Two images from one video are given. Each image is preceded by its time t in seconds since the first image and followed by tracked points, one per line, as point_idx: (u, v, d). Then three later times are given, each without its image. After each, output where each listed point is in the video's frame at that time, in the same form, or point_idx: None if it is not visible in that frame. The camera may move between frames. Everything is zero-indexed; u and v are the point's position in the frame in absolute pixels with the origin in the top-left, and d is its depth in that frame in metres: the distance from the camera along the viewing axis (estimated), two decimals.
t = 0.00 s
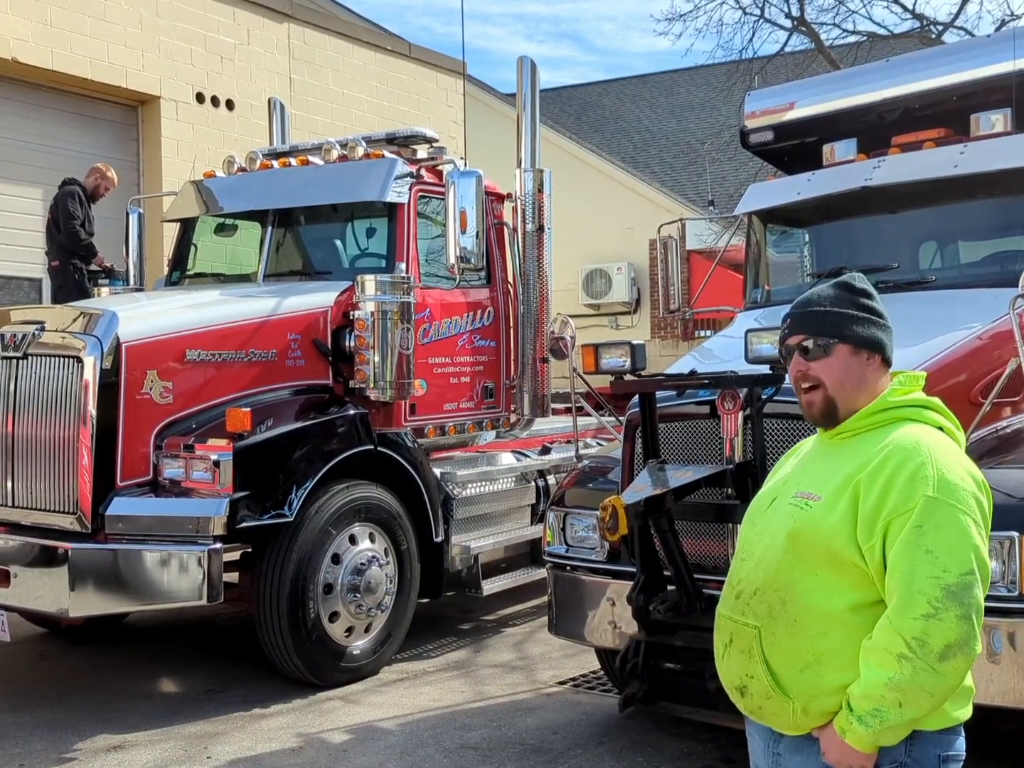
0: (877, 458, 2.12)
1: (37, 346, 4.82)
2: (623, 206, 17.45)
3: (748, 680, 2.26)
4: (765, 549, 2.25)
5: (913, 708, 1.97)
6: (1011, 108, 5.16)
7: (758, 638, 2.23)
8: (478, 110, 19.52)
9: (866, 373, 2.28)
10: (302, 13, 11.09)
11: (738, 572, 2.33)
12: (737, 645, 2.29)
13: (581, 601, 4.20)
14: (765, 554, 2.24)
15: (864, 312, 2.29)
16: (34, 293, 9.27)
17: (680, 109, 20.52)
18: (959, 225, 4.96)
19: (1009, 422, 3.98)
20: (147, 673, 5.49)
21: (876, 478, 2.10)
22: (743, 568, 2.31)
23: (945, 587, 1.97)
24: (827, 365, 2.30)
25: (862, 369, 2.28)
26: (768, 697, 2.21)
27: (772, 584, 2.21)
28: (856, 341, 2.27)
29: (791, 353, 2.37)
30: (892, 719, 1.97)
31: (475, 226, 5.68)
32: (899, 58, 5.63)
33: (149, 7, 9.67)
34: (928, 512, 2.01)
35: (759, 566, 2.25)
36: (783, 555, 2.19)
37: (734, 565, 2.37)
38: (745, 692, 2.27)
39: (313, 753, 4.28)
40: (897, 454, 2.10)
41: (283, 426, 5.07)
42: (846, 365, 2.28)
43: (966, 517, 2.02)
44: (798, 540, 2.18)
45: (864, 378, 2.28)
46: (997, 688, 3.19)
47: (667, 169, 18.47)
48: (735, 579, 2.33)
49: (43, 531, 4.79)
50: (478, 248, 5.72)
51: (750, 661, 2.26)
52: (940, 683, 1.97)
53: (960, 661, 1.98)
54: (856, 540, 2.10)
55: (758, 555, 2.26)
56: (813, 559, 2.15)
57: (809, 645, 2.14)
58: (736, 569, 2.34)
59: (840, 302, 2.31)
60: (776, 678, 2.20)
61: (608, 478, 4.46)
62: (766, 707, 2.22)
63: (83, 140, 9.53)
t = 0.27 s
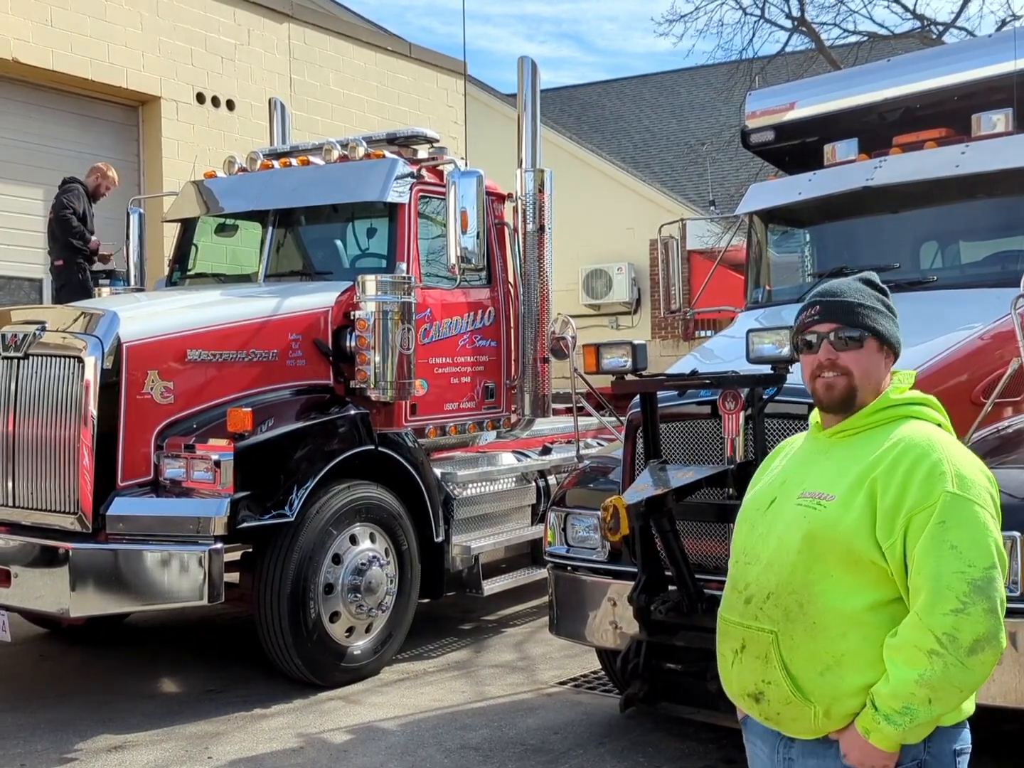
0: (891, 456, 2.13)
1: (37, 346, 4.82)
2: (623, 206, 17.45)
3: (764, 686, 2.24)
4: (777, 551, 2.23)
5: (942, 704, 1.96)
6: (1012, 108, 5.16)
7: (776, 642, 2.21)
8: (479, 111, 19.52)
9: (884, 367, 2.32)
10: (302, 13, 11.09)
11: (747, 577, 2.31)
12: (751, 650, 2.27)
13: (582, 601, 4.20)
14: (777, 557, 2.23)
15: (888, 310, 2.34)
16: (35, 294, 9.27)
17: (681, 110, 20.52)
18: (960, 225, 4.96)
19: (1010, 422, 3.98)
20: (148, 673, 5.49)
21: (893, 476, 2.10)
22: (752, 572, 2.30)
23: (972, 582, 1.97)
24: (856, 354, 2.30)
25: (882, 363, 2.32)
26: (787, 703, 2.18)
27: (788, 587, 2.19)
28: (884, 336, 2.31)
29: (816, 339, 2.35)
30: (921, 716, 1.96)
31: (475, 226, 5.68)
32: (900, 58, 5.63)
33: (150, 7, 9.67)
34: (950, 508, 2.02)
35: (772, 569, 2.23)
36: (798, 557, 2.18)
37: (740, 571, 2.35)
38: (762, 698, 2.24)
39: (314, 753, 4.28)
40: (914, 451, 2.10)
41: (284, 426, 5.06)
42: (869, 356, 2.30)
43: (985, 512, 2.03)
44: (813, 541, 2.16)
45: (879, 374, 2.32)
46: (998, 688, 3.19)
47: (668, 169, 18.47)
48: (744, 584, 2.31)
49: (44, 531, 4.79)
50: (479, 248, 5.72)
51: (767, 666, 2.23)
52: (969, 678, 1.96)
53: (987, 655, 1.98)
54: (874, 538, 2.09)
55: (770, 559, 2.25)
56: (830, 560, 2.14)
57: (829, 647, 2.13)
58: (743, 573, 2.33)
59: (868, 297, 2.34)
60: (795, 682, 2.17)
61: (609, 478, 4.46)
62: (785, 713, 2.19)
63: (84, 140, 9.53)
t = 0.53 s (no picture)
0: (905, 458, 2.14)
1: (38, 346, 4.82)
2: (623, 206, 17.46)
3: (784, 696, 2.21)
4: (790, 557, 2.21)
5: (972, 701, 1.98)
6: (1012, 109, 5.16)
7: (797, 651, 2.18)
8: (479, 111, 19.52)
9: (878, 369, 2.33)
10: (302, 13, 11.08)
11: (757, 585, 2.28)
12: (768, 659, 2.24)
13: (582, 601, 4.20)
14: (791, 563, 2.21)
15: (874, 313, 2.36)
16: (35, 294, 9.27)
17: (681, 110, 20.52)
18: (960, 225, 4.96)
19: (1010, 422, 3.98)
20: (149, 673, 5.49)
21: (910, 477, 2.11)
22: (761, 580, 2.27)
23: (997, 579, 2.00)
24: (852, 359, 2.30)
25: (876, 366, 2.32)
26: (810, 712, 2.16)
27: (807, 593, 2.17)
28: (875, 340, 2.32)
29: (809, 349, 2.34)
30: (952, 714, 1.97)
31: (475, 227, 5.68)
32: (900, 58, 5.63)
33: (150, 7, 9.67)
34: (970, 507, 2.04)
35: (787, 576, 2.21)
36: (816, 562, 2.16)
37: (746, 579, 2.32)
38: (781, 708, 2.21)
39: (315, 753, 4.28)
40: (929, 453, 2.12)
41: (284, 427, 5.06)
42: (865, 362, 2.31)
43: (1000, 509, 2.07)
44: (832, 546, 2.15)
45: (872, 376, 2.32)
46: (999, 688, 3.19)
47: (668, 170, 18.48)
48: (754, 593, 2.28)
49: (44, 532, 4.79)
50: (479, 249, 5.72)
51: (786, 675, 2.20)
52: (997, 674, 1.99)
53: (1012, 651, 2.01)
54: (895, 541, 2.09)
55: (783, 566, 2.22)
56: (849, 564, 2.13)
57: (852, 651, 2.11)
58: (751, 581, 2.29)
59: (852, 302, 2.35)
60: (818, 690, 2.15)
61: (609, 478, 4.46)
62: (807, 721, 2.17)
63: (84, 140, 9.54)
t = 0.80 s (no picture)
0: (910, 457, 2.14)
1: (38, 346, 4.82)
2: (623, 206, 17.45)
3: (792, 697, 2.18)
4: (797, 557, 2.19)
5: (981, 697, 1.99)
6: (1013, 108, 5.16)
7: (807, 651, 2.16)
8: (479, 110, 19.52)
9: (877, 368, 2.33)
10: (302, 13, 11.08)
11: (762, 585, 2.25)
12: (775, 660, 2.22)
13: (583, 601, 4.20)
14: (798, 563, 2.19)
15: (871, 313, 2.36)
16: (35, 294, 9.27)
17: (681, 110, 20.52)
18: (961, 224, 4.96)
19: (1010, 422, 3.98)
20: (149, 673, 5.49)
21: (917, 476, 2.11)
22: (767, 580, 2.25)
23: (1005, 576, 2.02)
24: (856, 357, 2.30)
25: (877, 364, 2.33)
26: (820, 712, 2.14)
27: (816, 592, 2.15)
28: (874, 339, 2.32)
29: (813, 347, 2.32)
30: (963, 711, 1.98)
31: (476, 226, 5.68)
32: (901, 58, 5.62)
33: (150, 7, 9.67)
34: (977, 505, 2.06)
35: (794, 576, 2.19)
36: (825, 561, 2.15)
37: (749, 580, 2.29)
38: (789, 710, 2.19)
39: (315, 753, 4.28)
40: (934, 452, 2.13)
41: (284, 426, 5.06)
42: (865, 358, 2.30)
43: (1003, 508, 2.09)
44: (841, 545, 2.14)
45: (872, 372, 2.32)
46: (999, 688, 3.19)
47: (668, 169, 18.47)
48: (759, 593, 2.25)
49: (44, 531, 4.79)
50: (479, 248, 5.72)
51: (795, 676, 2.18)
52: (1005, 671, 2.01)
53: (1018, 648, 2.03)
54: (904, 539, 2.09)
55: (790, 566, 2.20)
56: (858, 563, 2.12)
57: (861, 651, 2.11)
58: (756, 582, 2.27)
59: (851, 300, 2.35)
60: (827, 690, 2.13)
61: (610, 478, 4.46)
62: (816, 722, 2.15)
63: (84, 140, 9.53)
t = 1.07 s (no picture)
0: (914, 454, 2.15)
1: (37, 346, 4.82)
2: (623, 206, 17.45)
3: (795, 692, 2.17)
4: (802, 551, 2.18)
5: (984, 692, 2.00)
6: (1012, 108, 5.16)
7: (812, 645, 2.15)
8: (479, 110, 19.52)
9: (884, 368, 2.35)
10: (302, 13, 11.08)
11: (765, 579, 2.24)
12: (779, 654, 2.21)
13: (582, 601, 4.20)
14: (803, 557, 2.18)
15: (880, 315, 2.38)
16: (35, 294, 9.26)
17: (680, 110, 20.52)
18: (960, 224, 4.96)
19: (1010, 422, 3.98)
20: (148, 673, 5.49)
21: (922, 473, 2.12)
22: (770, 574, 2.23)
23: (1007, 573, 2.04)
24: (869, 356, 2.31)
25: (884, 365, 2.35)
26: (825, 707, 2.13)
27: (822, 587, 2.14)
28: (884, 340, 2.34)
29: (828, 345, 2.32)
30: (966, 706, 1.99)
31: (476, 226, 5.68)
32: (900, 58, 5.62)
33: (149, 7, 9.67)
34: (981, 502, 2.08)
35: (799, 570, 2.18)
36: (831, 556, 2.14)
37: (751, 575, 2.27)
38: (792, 704, 2.18)
39: (314, 753, 4.28)
40: (938, 450, 2.14)
41: (284, 426, 5.06)
42: (876, 358, 2.32)
43: (1003, 507, 2.12)
44: (847, 539, 2.13)
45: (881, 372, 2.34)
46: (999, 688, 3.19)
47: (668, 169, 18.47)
48: (762, 587, 2.24)
49: (44, 531, 4.79)
50: (479, 248, 5.72)
51: (800, 671, 2.17)
52: (1006, 666, 2.03)
53: (1019, 645, 2.05)
54: (909, 535, 2.10)
55: (795, 560, 2.19)
56: (864, 558, 2.12)
57: (866, 645, 2.11)
58: (758, 576, 2.26)
59: (862, 300, 2.37)
60: (832, 684, 2.12)
61: (609, 478, 4.46)
62: (819, 717, 2.14)
63: (84, 140, 9.53)
